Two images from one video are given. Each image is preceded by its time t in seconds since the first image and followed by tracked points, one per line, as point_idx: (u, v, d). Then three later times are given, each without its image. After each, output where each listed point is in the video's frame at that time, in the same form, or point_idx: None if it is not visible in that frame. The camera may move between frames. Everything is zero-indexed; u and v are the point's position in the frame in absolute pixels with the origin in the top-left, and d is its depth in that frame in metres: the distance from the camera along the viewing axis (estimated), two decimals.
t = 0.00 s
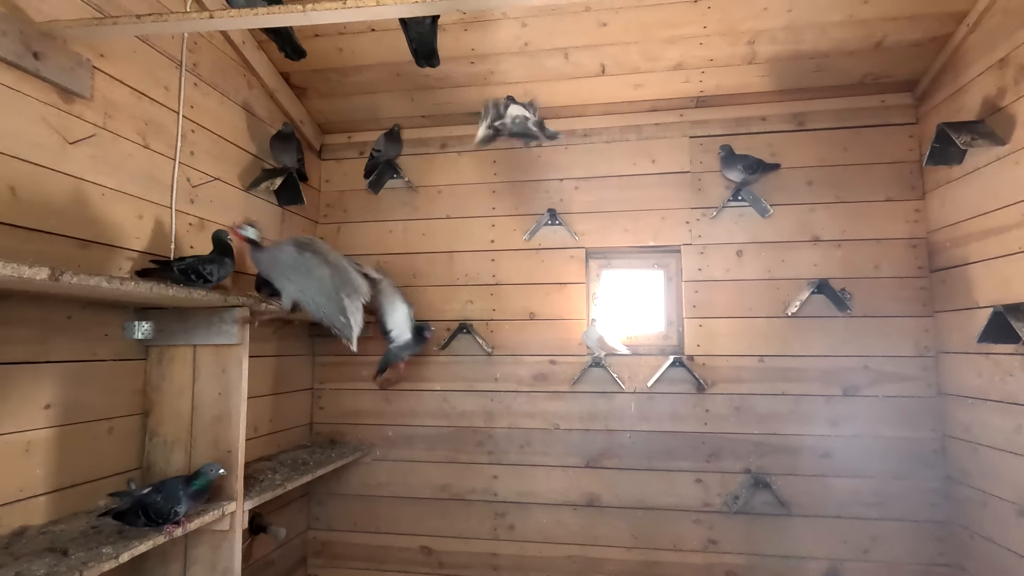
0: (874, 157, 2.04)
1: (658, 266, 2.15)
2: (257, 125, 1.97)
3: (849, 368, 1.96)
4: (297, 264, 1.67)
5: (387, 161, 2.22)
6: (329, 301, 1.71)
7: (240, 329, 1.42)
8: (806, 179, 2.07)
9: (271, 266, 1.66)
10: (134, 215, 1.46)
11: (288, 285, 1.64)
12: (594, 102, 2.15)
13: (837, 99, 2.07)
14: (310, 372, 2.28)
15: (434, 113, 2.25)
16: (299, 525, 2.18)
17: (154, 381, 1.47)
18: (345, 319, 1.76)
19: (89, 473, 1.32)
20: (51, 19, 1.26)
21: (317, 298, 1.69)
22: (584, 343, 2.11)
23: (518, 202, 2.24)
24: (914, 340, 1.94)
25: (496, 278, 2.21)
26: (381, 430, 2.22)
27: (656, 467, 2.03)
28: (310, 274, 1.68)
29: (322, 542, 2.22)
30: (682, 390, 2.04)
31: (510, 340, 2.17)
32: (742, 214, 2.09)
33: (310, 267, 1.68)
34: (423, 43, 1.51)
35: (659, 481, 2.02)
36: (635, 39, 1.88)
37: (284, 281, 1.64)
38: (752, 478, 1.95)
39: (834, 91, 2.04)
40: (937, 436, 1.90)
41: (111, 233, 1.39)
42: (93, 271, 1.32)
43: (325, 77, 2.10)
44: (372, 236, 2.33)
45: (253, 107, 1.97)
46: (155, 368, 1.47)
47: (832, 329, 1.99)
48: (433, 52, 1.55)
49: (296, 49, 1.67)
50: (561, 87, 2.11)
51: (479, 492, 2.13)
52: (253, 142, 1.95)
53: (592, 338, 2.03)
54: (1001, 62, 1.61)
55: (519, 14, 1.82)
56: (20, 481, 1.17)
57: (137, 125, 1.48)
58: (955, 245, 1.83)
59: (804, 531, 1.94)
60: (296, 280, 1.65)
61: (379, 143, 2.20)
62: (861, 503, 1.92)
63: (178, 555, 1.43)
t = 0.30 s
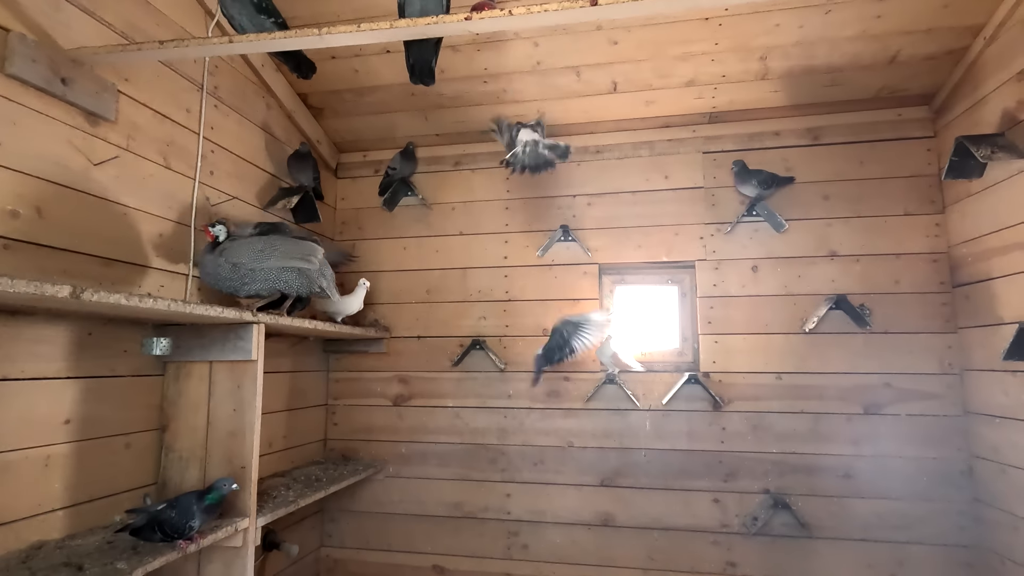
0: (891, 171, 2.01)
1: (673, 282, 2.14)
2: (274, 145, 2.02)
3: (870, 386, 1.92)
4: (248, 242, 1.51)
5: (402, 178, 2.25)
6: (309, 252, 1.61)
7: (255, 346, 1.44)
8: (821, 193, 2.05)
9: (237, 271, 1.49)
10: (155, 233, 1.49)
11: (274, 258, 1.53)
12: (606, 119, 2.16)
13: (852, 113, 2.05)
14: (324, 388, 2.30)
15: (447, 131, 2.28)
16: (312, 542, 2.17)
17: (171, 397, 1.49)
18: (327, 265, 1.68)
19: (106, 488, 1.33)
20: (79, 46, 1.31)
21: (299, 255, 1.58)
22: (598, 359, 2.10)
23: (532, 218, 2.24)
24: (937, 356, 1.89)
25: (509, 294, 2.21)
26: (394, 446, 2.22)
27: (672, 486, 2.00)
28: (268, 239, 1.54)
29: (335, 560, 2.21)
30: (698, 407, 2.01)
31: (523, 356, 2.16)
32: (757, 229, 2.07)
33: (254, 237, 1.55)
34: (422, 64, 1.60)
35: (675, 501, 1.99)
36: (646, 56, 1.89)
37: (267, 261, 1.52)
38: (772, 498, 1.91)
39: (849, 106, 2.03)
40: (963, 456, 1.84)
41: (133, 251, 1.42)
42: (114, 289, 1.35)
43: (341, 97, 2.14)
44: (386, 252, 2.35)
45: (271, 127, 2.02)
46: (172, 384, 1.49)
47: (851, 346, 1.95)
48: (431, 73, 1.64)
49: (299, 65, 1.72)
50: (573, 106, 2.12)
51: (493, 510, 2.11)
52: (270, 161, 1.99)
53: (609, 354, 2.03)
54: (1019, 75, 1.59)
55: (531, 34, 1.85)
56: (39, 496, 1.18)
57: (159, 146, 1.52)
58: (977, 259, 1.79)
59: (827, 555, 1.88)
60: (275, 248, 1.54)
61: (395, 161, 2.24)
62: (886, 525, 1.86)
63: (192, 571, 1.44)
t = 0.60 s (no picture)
0: (905, 183, 2.00)
1: (684, 296, 2.13)
2: (289, 163, 2.06)
3: (887, 402, 1.89)
4: (259, 254, 1.52)
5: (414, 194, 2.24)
6: (318, 267, 1.64)
7: (268, 360, 1.46)
8: (834, 207, 2.03)
9: (247, 283, 1.51)
10: (173, 250, 1.53)
11: (285, 272, 1.55)
12: (616, 135, 2.18)
13: (864, 126, 2.04)
14: (336, 402, 2.31)
15: (459, 147, 2.31)
16: (324, 557, 2.17)
17: (186, 410, 1.51)
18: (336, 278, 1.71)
19: (121, 501, 1.35)
20: (103, 69, 1.35)
21: (308, 269, 1.61)
22: (609, 374, 2.09)
23: (542, 233, 2.26)
24: (956, 371, 1.85)
25: (520, 309, 2.22)
26: (406, 461, 2.22)
27: (686, 504, 1.97)
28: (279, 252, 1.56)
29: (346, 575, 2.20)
30: (711, 423, 1.99)
31: (534, 370, 2.16)
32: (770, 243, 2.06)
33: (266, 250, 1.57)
34: (420, 82, 1.69)
35: (689, 519, 1.96)
36: (655, 72, 1.90)
37: (277, 274, 1.54)
38: (788, 516, 1.87)
39: (860, 119, 2.02)
40: (986, 474, 1.79)
41: (152, 267, 1.46)
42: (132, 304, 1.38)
43: (355, 116, 2.18)
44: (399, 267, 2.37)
45: (286, 146, 2.06)
46: (187, 397, 1.52)
47: (867, 361, 1.92)
48: (429, 90, 1.73)
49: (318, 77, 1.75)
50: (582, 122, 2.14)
51: (504, 526, 2.09)
52: (285, 178, 2.04)
53: (618, 368, 2.01)
54: None
55: (540, 52, 1.88)
56: (56, 508, 1.20)
57: (178, 165, 1.56)
58: (995, 272, 1.76)
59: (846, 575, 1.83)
60: (286, 261, 1.56)
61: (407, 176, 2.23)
62: (907, 545, 1.81)
63: None
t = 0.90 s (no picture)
0: (914, 192, 1.98)
1: (692, 306, 2.12)
2: (299, 176, 2.09)
3: (900, 413, 1.86)
4: (266, 261, 1.55)
5: (422, 206, 2.29)
6: (321, 278, 1.68)
7: (277, 371, 1.47)
8: (843, 216, 2.02)
9: (252, 288, 1.53)
10: (185, 261, 1.55)
11: (290, 280, 1.58)
12: (623, 145, 2.19)
13: (872, 135, 2.04)
14: (345, 412, 2.32)
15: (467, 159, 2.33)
16: (331, 568, 2.17)
17: (195, 421, 1.53)
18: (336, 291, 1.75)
19: (131, 510, 1.36)
20: (118, 85, 1.39)
21: (312, 280, 1.64)
22: (617, 384, 2.08)
23: (550, 243, 2.26)
24: (971, 382, 1.83)
25: (528, 319, 2.22)
26: (413, 472, 2.22)
27: (696, 516, 1.94)
28: (285, 260, 1.59)
29: None
30: (721, 434, 1.97)
31: (542, 381, 2.15)
32: (778, 253, 2.05)
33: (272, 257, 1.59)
34: (417, 94, 1.71)
35: (699, 532, 1.93)
36: (661, 83, 1.91)
37: (283, 282, 1.56)
38: (800, 530, 1.85)
39: (868, 128, 2.01)
40: (1003, 487, 1.75)
41: (164, 278, 1.48)
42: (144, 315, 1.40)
43: (364, 129, 2.21)
44: (407, 278, 2.39)
45: (297, 158, 2.09)
46: (197, 407, 1.53)
47: (879, 371, 1.89)
48: (426, 102, 1.74)
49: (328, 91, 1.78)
50: (589, 133, 2.15)
51: (512, 538, 2.08)
52: (295, 191, 2.06)
53: (626, 379, 2.00)
54: None
55: (547, 64, 1.90)
56: (67, 517, 1.21)
57: (191, 178, 1.59)
58: (1008, 281, 1.73)
59: None
60: (291, 270, 1.59)
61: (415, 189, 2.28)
62: (923, 560, 1.78)
63: None
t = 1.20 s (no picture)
0: (929, 200, 1.96)
1: (704, 316, 2.10)
2: (311, 187, 2.11)
3: (918, 424, 1.82)
4: (283, 269, 1.55)
5: (433, 216, 2.34)
6: (336, 289, 1.69)
7: (288, 381, 1.47)
8: (856, 224, 2.00)
9: (268, 294, 1.54)
10: (198, 272, 1.57)
11: (305, 290, 1.59)
12: (633, 155, 2.19)
13: (884, 144, 2.02)
14: (355, 422, 2.32)
15: (477, 169, 2.34)
16: None
17: (207, 430, 1.53)
18: (349, 302, 1.75)
19: (144, 520, 1.37)
20: (135, 99, 1.41)
21: (328, 291, 1.65)
22: (628, 395, 2.06)
23: (559, 253, 2.26)
24: (991, 393, 1.79)
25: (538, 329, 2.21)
26: (423, 483, 2.21)
27: (709, 529, 1.91)
28: (302, 269, 1.60)
29: None
30: (735, 446, 1.94)
31: (553, 391, 2.14)
32: (791, 262, 2.03)
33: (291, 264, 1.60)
34: (422, 105, 1.73)
35: (712, 546, 1.90)
36: (671, 93, 1.92)
37: (297, 291, 1.57)
38: (816, 544, 1.81)
39: (881, 136, 2.00)
40: None
41: (177, 289, 1.49)
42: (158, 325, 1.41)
43: (375, 140, 2.23)
44: (417, 288, 2.39)
45: (308, 170, 2.11)
46: (209, 417, 1.54)
47: (895, 382, 1.86)
48: (429, 113, 1.77)
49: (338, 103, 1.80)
50: (599, 144, 2.15)
51: (523, 550, 2.06)
52: (307, 202, 2.08)
53: (637, 390, 1.98)
54: None
55: (556, 75, 1.91)
56: (79, 526, 1.22)
57: (205, 190, 1.61)
58: None
59: None
60: (307, 280, 1.60)
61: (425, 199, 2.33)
62: None
63: None
